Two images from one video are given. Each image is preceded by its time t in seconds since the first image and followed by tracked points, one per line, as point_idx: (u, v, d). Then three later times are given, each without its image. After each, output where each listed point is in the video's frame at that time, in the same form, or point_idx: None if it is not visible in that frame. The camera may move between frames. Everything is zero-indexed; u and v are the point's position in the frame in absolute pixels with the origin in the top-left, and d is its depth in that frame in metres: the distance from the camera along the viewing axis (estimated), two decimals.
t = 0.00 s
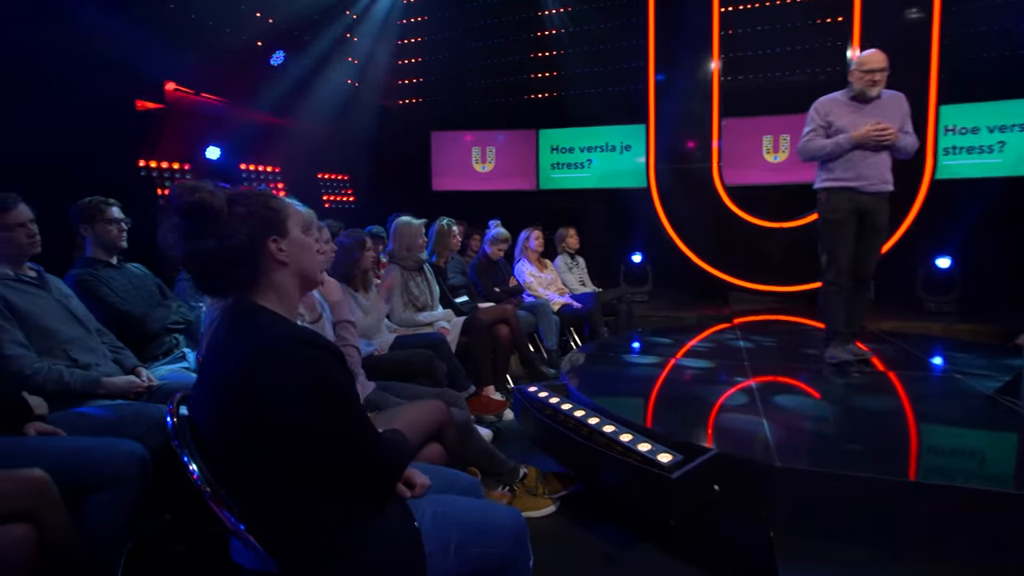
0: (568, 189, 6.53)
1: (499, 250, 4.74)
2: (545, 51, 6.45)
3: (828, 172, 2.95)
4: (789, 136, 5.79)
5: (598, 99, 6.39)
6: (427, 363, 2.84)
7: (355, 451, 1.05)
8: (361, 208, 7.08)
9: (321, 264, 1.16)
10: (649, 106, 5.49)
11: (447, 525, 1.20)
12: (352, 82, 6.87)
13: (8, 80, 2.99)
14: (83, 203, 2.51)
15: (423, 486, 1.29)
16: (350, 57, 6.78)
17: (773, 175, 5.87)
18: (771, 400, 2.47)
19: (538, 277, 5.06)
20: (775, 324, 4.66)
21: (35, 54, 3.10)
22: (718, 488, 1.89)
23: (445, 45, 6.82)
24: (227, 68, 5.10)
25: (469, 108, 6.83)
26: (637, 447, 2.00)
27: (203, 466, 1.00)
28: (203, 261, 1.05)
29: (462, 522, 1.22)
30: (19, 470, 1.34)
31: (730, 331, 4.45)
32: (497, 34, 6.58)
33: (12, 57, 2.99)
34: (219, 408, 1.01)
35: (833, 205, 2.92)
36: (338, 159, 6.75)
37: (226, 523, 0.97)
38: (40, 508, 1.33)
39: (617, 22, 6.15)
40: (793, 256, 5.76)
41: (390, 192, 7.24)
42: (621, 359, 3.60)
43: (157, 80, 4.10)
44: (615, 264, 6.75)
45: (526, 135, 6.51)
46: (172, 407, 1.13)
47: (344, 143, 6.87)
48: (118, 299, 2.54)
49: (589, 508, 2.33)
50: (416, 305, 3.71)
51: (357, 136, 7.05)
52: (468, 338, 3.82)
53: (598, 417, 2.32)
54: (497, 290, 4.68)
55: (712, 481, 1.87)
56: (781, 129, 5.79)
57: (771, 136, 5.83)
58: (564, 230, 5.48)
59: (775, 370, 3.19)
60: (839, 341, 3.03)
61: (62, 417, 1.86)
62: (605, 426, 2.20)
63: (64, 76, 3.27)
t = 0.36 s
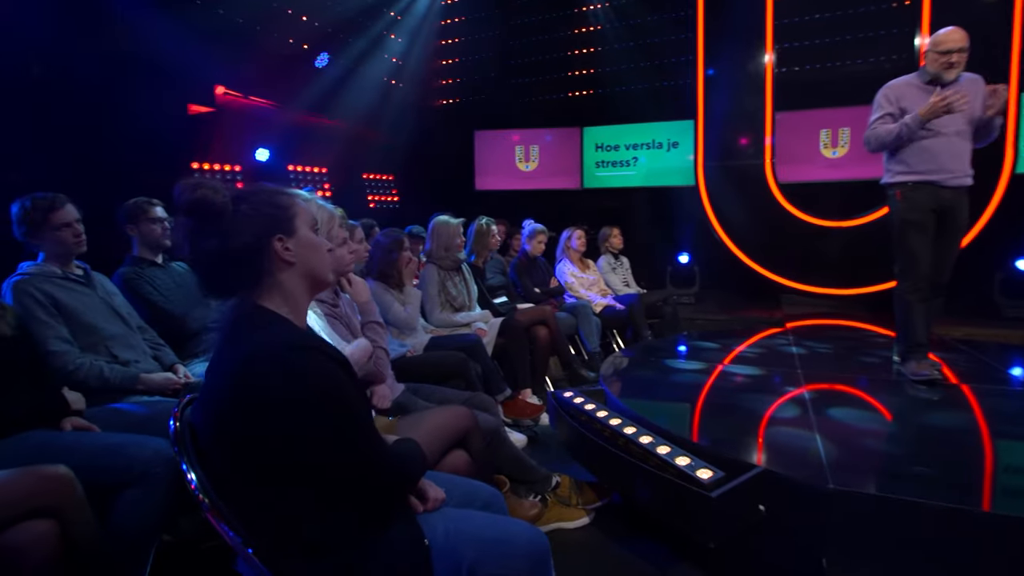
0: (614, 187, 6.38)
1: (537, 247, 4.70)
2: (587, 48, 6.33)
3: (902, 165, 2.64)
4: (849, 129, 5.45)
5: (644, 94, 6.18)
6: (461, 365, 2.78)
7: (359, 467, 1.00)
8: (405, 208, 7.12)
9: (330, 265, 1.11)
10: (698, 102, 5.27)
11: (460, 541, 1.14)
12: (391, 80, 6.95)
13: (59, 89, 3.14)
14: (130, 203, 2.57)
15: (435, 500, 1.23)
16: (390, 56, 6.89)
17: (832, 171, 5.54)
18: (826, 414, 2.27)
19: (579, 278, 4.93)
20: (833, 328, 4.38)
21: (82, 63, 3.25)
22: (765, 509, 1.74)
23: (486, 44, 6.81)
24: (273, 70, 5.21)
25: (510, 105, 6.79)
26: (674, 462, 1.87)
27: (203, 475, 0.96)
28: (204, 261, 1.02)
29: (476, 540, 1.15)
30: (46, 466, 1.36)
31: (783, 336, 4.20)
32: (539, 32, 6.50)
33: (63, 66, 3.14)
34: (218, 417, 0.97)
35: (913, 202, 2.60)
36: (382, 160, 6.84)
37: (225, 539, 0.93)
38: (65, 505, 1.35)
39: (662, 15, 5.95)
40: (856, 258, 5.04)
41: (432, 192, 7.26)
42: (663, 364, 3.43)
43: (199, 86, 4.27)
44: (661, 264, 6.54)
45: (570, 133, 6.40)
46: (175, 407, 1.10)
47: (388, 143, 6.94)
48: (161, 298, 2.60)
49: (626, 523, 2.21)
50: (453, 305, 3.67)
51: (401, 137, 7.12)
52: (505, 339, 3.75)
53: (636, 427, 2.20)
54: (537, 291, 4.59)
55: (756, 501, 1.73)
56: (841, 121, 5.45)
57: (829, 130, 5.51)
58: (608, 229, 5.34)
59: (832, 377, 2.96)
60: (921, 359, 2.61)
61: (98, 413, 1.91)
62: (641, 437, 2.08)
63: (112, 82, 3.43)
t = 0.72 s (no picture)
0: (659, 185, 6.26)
1: (575, 245, 4.61)
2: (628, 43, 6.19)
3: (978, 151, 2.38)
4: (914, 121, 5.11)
5: (690, 89, 5.96)
6: (494, 366, 2.74)
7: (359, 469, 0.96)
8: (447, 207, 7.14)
9: (339, 263, 1.08)
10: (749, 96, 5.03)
11: (469, 555, 1.09)
12: (429, 79, 6.87)
13: (111, 95, 3.33)
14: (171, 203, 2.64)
15: (446, 510, 1.18)
16: (429, 54, 6.82)
17: (895, 166, 5.21)
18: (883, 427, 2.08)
19: (621, 278, 4.80)
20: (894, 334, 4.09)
21: (131, 70, 3.42)
22: (811, 529, 1.61)
23: (527, 42, 6.74)
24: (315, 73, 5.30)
25: (552, 103, 6.72)
26: (711, 475, 1.76)
27: (203, 478, 0.94)
28: (208, 259, 0.99)
29: (489, 553, 1.09)
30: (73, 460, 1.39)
31: (838, 341, 3.95)
32: (581, 28, 6.39)
33: (113, 73, 3.32)
34: (217, 419, 0.94)
35: (986, 197, 2.37)
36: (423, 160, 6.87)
37: (224, 547, 0.91)
38: (89, 498, 1.37)
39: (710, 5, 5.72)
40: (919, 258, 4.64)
41: (474, 191, 7.25)
42: (706, 369, 3.26)
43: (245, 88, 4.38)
44: (708, 264, 6.30)
45: (615, 129, 6.34)
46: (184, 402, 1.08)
47: (430, 143, 6.97)
48: (201, 295, 2.67)
49: (661, 536, 2.10)
50: (490, 304, 3.63)
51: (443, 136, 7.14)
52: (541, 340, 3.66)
53: (672, 435, 2.09)
54: (578, 291, 4.46)
55: (802, 521, 1.60)
56: (905, 113, 5.12)
57: (891, 123, 5.19)
58: (652, 228, 5.18)
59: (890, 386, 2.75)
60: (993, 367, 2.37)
61: (134, 407, 1.96)
62: (676, 446, 1.97)
63: (158, 87, 3.60)
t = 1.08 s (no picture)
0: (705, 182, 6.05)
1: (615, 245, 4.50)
2: (672, 38, 6.01)
3: None
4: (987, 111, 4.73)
5: (738, 82, 5.73)
6: (526, 367, 2.68)
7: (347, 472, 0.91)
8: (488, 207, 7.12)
9: (347, 259, 1.05)
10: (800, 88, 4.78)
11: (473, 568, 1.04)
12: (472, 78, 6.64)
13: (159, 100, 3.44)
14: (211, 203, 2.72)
15: (453, 520, 1.13)
16: (468, 52, 6.53)
17: (964, 160, 4.85)
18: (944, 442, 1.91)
19: (663, 279, 4.66)
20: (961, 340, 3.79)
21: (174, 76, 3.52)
22: (858, 553, 1.46)
23: (569, 38, 6.62)
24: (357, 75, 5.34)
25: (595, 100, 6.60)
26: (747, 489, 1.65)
27: (202, 478, 0.94)
28: (214, 252, 0.98)
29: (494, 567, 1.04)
30: (102, 452, 1.42)
31: (897, 348, 3.69)
32: (624, 23, 6.23)
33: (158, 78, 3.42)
34: (211, 421, 0.93)
35: None
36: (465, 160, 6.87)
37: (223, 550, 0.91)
38: (114, 489, 1.39)
39: None
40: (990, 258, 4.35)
41: (515, 191, 7.20)
42: (750, 375, 3.09)
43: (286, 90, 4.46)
44: (758, 265, 6.04)
45: (660, 125, 6.20)
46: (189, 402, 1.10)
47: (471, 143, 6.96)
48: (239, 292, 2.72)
49: (696, 550, 1.99)
50: (526, 304, 3.58)
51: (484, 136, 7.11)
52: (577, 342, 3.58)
53: (707, 444, 1.98)
54: (617, 291, 4.36)
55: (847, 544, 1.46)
56: (976, 103, 4.75)
57: (960, 114, 4.83)
58: (696, 227, 5.00)
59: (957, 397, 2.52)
60: None
61: (168, 401, 2.02)
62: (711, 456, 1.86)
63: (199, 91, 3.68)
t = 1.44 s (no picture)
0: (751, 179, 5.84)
1: (654, 244, 4.36)
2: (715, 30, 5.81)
3: None
4: None
5: (787, 75, 5.48)
6: (556, 367, 2.62)
7: (339, 473, 0.88)
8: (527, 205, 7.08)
9: (352, 251, 1.02)
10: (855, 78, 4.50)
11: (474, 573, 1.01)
12: (506, 75, 6.44)
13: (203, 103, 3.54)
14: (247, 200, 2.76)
15: (458, 523, 1.11)
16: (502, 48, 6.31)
17: None
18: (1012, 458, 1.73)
19: (704, 278, 4.50)
20: None
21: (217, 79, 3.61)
22: None
23: (610, 33, 6.49)
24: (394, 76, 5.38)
25: (637, 97, 6.46)
26: (783, 503, 1.53)
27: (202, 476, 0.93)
28: (218, 245, 0.97)
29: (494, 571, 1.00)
30: (125, 443, 1.45)
31: (959, 354, 3.43)
32: (667, 16, 6.06)
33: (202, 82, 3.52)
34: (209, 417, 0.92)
35: None
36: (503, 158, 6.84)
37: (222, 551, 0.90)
38: (136, 480, 1.42)
39: None
40: None
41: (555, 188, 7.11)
42: (795, 380, 2.93)
43: (325, 92, 4.52)
44: (807, 265, 5.77)
45: (704, 121, 6.04)
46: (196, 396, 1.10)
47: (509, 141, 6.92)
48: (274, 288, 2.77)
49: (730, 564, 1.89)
50: (560, 304, 3.50)
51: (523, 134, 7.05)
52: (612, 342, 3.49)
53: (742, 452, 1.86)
54: (655, 291, 4.23)
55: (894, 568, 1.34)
56: None
57: None
58: (740, 225, 4.81)
59: None
60: None
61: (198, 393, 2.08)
62: (747, 465, 1.75)
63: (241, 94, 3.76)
